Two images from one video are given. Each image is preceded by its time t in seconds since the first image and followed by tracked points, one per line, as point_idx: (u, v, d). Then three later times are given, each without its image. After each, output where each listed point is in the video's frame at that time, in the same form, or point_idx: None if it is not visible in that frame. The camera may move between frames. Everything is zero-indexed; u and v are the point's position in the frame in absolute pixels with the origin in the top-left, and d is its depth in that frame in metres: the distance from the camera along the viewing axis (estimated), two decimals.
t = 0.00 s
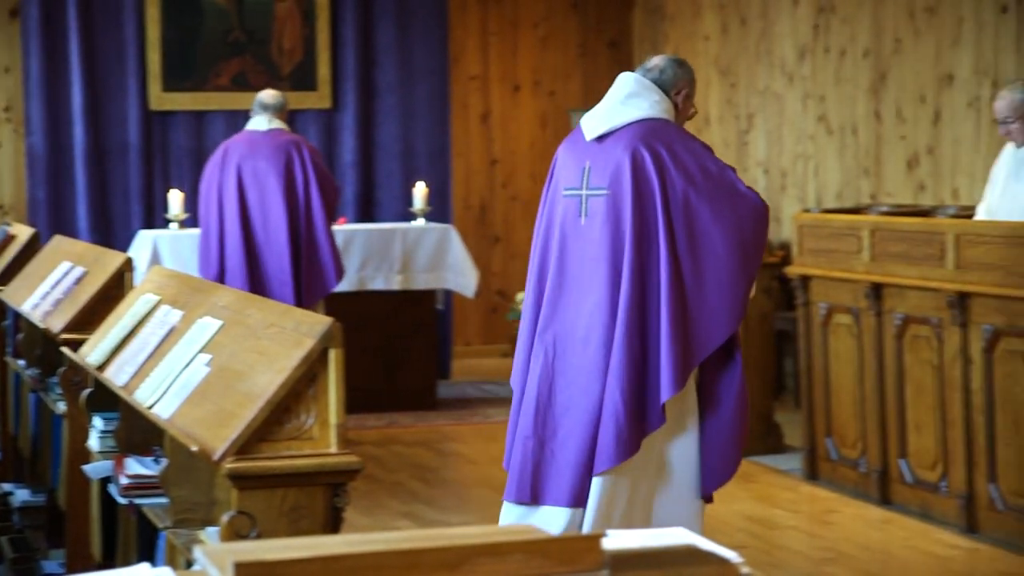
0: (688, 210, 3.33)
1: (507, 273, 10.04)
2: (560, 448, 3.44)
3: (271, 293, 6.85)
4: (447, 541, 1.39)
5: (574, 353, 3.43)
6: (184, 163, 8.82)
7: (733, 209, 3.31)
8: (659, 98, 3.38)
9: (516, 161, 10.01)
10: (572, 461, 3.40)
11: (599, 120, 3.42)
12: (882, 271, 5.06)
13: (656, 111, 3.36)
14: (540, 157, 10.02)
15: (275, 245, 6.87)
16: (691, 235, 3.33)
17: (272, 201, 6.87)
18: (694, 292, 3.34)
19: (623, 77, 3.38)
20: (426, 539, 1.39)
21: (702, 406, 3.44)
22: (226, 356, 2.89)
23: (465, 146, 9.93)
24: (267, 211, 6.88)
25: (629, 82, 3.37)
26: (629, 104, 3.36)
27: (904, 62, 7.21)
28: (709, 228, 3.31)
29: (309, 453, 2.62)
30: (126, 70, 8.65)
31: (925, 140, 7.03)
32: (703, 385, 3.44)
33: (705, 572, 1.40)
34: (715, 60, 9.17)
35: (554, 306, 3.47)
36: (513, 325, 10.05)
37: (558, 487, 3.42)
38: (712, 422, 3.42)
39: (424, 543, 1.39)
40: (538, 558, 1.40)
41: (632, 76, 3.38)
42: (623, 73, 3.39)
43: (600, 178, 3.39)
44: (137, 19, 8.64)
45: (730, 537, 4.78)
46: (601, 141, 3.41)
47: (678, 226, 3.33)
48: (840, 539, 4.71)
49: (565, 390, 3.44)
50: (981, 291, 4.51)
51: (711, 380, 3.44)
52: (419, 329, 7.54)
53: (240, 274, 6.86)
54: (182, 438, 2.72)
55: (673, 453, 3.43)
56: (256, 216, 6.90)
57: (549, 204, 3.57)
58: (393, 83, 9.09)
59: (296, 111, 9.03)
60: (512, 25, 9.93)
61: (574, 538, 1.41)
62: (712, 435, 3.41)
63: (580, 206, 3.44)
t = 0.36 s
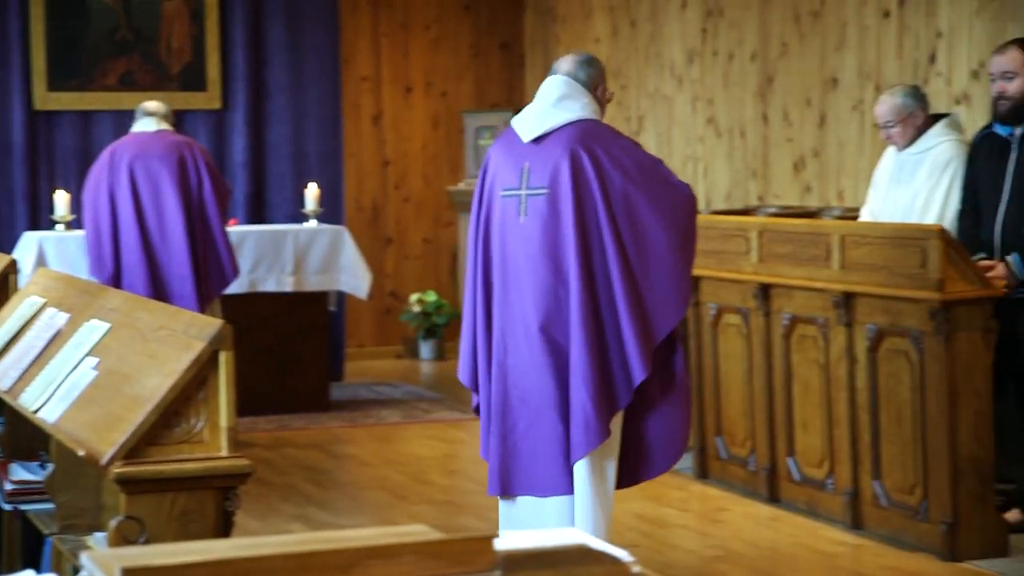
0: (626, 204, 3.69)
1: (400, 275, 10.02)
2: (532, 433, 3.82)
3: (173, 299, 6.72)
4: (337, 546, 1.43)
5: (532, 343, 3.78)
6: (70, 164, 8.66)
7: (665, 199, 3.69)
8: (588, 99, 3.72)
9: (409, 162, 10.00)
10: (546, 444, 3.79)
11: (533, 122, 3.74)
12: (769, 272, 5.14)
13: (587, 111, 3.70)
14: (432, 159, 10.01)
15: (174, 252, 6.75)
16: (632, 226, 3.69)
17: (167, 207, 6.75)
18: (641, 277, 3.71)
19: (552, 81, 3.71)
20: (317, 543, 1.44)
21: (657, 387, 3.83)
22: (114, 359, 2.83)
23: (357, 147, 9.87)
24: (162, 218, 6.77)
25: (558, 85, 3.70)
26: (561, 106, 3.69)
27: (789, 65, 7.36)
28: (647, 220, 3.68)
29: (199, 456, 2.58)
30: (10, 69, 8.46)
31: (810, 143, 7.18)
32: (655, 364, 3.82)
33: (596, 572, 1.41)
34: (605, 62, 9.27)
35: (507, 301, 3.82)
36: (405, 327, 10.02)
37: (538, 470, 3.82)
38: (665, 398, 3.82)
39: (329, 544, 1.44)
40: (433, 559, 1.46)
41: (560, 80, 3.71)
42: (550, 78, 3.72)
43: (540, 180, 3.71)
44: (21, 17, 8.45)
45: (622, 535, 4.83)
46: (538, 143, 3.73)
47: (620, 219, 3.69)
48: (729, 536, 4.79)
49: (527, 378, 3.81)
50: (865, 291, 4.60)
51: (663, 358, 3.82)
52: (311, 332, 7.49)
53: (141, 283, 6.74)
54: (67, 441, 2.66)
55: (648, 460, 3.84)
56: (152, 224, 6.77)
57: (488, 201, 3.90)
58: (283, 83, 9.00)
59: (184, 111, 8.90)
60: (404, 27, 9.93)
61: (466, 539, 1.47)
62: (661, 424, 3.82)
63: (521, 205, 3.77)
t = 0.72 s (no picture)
0: (527, 205, 3.81)
1: (297, 276, 9.94)
2: (436, 427, 3.91)
3: (63, 300, 6.58)
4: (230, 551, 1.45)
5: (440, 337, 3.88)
6: None
7: (567, 200, 3.80)
8: (495, 102, 3.85)
9: (305, 163, 9.92)
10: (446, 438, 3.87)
11: (443, 123, 3.86)
12: (665, 272, 5.20)
13: (495, 112, 3.83)
14: (327, 160, 9.96)
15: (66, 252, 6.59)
16: (533, 226, 3.81)
17: (57, 206, 6.60)
18: (542, 276, 3.82)
19: (462, 84, 3.85)
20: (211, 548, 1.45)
21: (556, 373, 3.93)
22: None
23: (252, 148, 9.79)
24: (52, 218, 6.60)
25: (467, 88, 3.84)
26: (470, 107, 3.82)
27: (683, 67, 7.46)
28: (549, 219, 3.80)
29: (92, 460, 2.55)
30: None
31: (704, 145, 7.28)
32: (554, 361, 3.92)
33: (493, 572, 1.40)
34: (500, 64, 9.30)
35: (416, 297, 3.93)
36: (303, 329, 9.94)
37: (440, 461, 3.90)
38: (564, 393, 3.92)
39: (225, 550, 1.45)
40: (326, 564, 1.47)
41: (470, 83, 3.85)
42: (459, 81, 3.86)
43: (449, 178, 3.83)
44: None
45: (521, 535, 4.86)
46: (448, 143, 3.86)
47: (523, 220, 3.80)
48: (627, 535, 4.83)
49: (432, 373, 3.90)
50: (758, 291, 4.69)
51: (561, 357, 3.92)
52: (206, 335, 7.39)
53: (32, 285, 6.57)
54: None
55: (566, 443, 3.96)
56: (40, 224, 6.60)
57: (401, 200, 4.02)
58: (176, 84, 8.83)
59: (74, 110, 8.76)
60: (299, 28, 9.86)
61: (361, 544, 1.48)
62: (567, 403, 3.93)
63: (431, 204, 3.89)
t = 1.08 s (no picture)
0: (467, 202, 4.20)
1: (217, 277, 9.84)
2: (377, 410, 4.26)
3: None
4: (153, 552, 1.45)
5: (381, 325, 4.24)
6: None
7: (504, 197, 4.20)
8: (436, 102, 4.26)
9: (225, 163, 9.83)
10: (389, 419, 4.23)
11: (388, 125, 4.25)
12: (587, 273, 5.23)
13: (436, 114, 4.23)
14: (247, 159, 9.87)
15: None
16: (471, 222, 4.21)
17: None
18: (478, 267, 4.22)
19: (405, 88, 4.26)
20: (134, 550, 1.45)
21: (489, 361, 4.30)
22: None
23: (171, 148, 9.67)
24: None
25: (410, 91, 4.25)
26: (412, 109, 4.23)
27: (603, 68, 7.51)
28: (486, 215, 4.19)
29: (7, 464, 2.56)
30: None
31: (625, 146, 7.33)
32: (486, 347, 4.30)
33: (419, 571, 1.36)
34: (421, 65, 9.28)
35: (358, 289, 4.27)
36: (224, 330, 9.84)
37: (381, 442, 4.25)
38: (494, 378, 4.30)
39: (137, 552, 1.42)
40: (249, 564, 1.46)
41: (414, 86, 4.26)
42: (403, 85, 4.27)
43: (393, 177, 4.21)
44: None
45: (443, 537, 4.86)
46: (392, 144, 4.24)
47: (461, 215, 4.20)
48: (549, 535, 4.85)
49: (375, 360, 4.25)
50: (678, 292, 4.73)
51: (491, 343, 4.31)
52: (123, 336, 7.29)
53: None
54: None
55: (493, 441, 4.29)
56: None
57: (345, 199, 4.37)
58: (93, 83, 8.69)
59: None
60: (218, 27, 9.76)
61: (287, 544, 1.46)
62: (494, 393, 4.28)
63: (375, 202, 4.25)
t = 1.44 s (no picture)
0: (453, 208, 4.42)
1: (149, 278, 9.73)
2: (354, 401, 4.46)
3: None
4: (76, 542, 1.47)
5: (364, 319, 4.46)
6: None
7: (489, 206, 4.42)
8: (428, 109, 4.50)
9: (156, 164, 9.73)
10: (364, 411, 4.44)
11: (381, 127, 4.49)
12: (521, 273, 5.24)
13: (427, 120, 4.48)
14: (179, 160, 9.77)
15: None
16: (455, 226, 4.43)
17: None
18: (461, 271, 4.43)
19: (399, 92, 4.50)
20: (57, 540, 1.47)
21: (468, 364, 4.50)
22: None
23: (101, 148, 9.54)
24: None
25: (404, 96, 4.49)
26: (406, 113, 4.47)
27: (536, 69, 7.53)
28: (470, 221, 4.41)
29: None
30: None
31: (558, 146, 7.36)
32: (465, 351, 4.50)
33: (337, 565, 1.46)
34: (354, 65, 9.24)
35: (342, 284, 4.49)
36: (155, 331, 9.73)
37: (353, 435, 4.45)
38: (466, 381, 4.48)
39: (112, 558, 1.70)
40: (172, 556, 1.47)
41: (407, 91, 4.50)
42: (397, 89, 4.51)
43: (384, 179, 4.45)
44: None
45: (377, 537, 4.86)
46: (385, 146, 4.48)
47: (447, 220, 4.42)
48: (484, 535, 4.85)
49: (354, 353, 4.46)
50: (611, 292, 4.75)
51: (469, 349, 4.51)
52: (52, 339, 7.19)
53: None
54: None
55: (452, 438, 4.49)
56: None
57: (336, 197, 4.60)
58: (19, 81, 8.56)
59: None
60: (148, 27, 9.66)
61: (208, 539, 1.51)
62: (466, 399, 4.48)
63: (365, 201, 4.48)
